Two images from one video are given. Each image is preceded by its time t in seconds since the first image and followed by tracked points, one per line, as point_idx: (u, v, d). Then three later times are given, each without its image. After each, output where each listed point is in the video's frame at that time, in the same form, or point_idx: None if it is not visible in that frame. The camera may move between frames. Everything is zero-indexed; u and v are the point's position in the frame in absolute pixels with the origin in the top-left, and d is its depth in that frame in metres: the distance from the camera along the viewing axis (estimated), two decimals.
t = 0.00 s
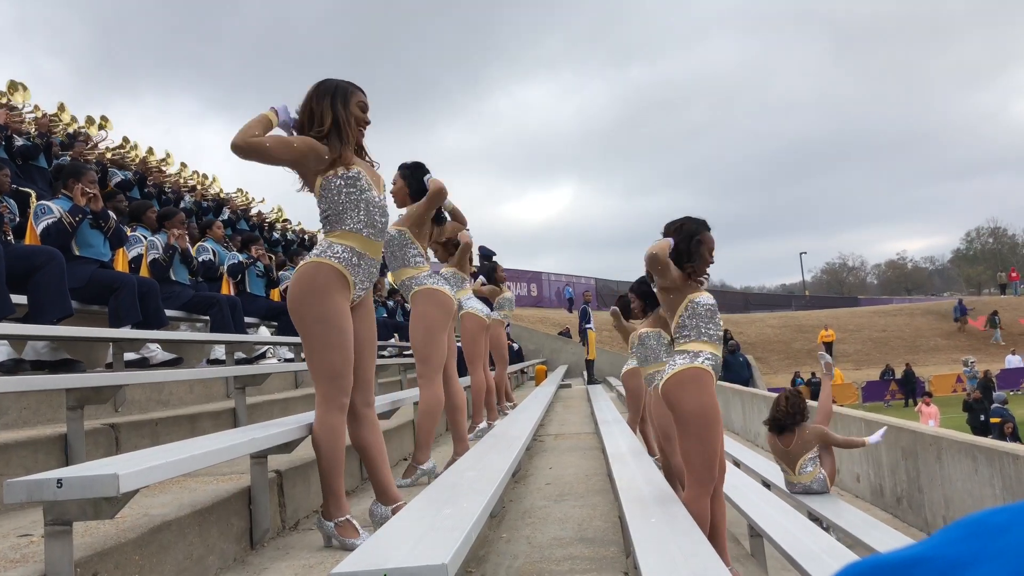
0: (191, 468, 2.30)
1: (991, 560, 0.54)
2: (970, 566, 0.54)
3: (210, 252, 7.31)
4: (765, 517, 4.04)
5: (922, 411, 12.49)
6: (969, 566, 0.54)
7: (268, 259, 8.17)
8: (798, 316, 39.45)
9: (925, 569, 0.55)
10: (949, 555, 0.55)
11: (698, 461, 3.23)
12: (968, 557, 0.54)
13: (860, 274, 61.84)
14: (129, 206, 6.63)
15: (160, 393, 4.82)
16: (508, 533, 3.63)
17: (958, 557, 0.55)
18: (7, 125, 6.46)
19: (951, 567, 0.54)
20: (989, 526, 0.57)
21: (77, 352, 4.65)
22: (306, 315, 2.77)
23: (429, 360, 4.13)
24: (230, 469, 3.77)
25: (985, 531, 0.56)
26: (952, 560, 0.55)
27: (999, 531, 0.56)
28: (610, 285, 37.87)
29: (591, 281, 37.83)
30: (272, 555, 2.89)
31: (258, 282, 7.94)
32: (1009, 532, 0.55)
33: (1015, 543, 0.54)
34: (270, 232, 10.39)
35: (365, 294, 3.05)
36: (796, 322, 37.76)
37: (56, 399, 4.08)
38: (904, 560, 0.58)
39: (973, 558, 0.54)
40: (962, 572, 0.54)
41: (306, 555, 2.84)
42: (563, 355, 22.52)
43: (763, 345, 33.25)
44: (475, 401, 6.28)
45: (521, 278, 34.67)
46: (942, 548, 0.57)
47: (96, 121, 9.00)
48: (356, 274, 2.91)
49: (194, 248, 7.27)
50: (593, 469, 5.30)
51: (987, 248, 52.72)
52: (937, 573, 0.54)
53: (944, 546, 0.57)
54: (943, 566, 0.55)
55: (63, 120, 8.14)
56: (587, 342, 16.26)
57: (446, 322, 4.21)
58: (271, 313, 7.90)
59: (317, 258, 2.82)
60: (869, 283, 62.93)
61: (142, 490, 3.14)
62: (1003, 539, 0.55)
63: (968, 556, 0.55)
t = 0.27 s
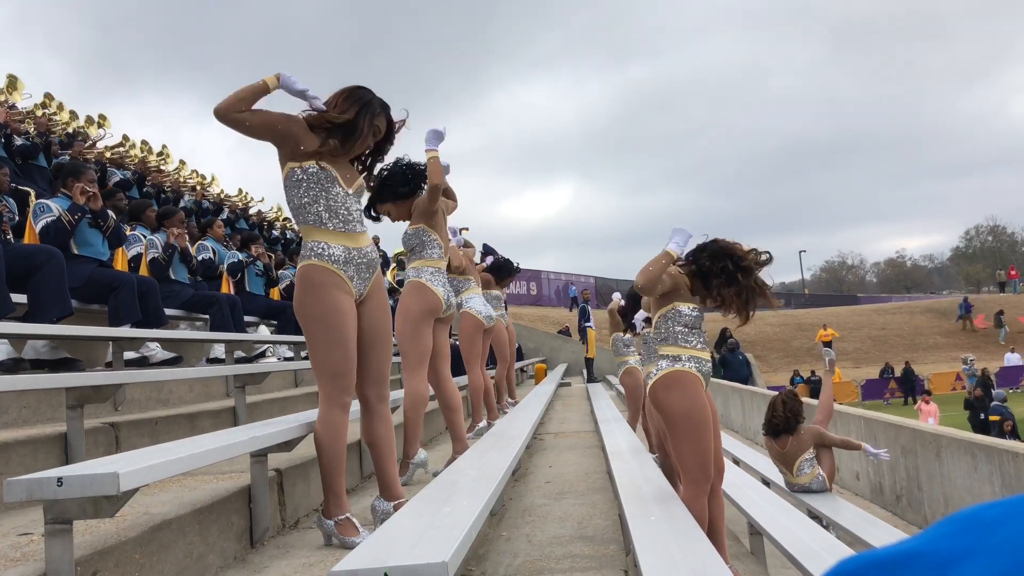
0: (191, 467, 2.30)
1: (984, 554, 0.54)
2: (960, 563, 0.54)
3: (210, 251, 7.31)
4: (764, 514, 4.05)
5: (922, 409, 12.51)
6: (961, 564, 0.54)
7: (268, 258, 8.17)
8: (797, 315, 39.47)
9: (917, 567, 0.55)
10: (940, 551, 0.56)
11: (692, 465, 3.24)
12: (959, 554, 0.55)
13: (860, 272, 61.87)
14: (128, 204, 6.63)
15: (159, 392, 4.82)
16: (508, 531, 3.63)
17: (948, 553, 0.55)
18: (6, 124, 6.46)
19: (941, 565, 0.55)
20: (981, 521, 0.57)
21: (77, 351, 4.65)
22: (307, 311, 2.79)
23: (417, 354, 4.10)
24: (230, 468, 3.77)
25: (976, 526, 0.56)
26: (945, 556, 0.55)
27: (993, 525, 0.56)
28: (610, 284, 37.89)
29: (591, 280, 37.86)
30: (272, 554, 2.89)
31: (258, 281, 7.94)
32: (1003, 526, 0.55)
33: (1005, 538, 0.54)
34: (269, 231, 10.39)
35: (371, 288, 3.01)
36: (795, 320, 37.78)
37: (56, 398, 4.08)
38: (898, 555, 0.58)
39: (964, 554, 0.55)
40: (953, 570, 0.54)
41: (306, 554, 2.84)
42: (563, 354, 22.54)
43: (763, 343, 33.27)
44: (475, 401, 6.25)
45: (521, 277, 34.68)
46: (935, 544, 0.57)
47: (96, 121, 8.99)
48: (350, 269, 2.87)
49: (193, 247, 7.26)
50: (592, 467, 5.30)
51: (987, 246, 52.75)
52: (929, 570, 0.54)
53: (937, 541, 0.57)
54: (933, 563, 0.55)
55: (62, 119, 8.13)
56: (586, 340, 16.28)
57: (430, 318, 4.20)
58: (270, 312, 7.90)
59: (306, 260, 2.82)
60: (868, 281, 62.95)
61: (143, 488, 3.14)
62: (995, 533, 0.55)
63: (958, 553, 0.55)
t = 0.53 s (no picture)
0: (193, 466, 2.30)
1: (985, 554, 0.55)
2: (962, 562, 0.55)
3: (210, 251, 7.32)
4: (764, 514, 4.05)
5: (922, 408, 12.51)
6: (963, 564, 0.54)
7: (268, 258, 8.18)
8: (797, 314, 39.47)
9: (920, 566, 0.56)
10: (944, 549, 0.56)
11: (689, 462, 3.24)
12: (961, 553, 0.55)
13: (859, 271, 61.87)
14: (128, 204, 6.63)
15: (160, 391, 4.82)
16: (508, 530, 3.63)
17: (951, 552, 0.56)
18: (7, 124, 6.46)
19: (942, 564, 0.55)
20: (984, 519, 0.57)
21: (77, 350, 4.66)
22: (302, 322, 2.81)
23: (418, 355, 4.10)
24: (231, 467, 3.77)
25: (980, 525, 0.56)
26: (945, 555, 0.55)
27: (996, 524, 0.56)
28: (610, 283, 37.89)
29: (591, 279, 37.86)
30: (273, 553, 2.89)
31: (258, 281, 7.94)
32: (1006, 525, 0.55)
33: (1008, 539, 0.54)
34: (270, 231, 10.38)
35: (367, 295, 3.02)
36: (795, 319, 37.78)
37: (57, 398, 4.08)
38: (901, 554, 0.58)
39: (967, 553, 0.55)
40: (955, 570, 0.54)
41: (307, 553, 2.84)
42: (563, 353, 22.54)
43: (763, 343, 33.27)
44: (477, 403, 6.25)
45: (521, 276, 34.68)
46: (938, 543, 0.57)
47: (98, 122, 9.00)
48: (346, 283, 2.89)
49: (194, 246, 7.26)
50: (592, 467, 5.31)
51: (986, 245, 52.76)
52: (931, 569, 0.55)
53: (940, 540, 0.58)
54: (935, 562, 0.55)
55: (63, 119, 8.13)
56: (587, 339, 16.28)
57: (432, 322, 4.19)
58: (271, 311, 7.90)
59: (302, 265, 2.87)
60: (868, 280, 62.95)
61: (143, 487, 3.14)
62: (997, 533, 0.55)
63: (961, 551, 0.55)
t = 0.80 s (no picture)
0: (193, 465, 2.30)
1: (988, 553, 0.55)
2: (967, 561, 0.55)
3: (210, 251, 7.32)
4: (764, 513, 4.05)
5: (921, 407, 12.51)
6: (967, 562, 0.55)
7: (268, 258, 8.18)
8: (796, 313, 39.51)
9: (924, 564, 0.56)
10: (948, 547, 0.56)
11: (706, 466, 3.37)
12: (966, 550, 0.55)
13: (859, 270, 61.89)
14: (128, 204, 6.63)
15: (160, 390, 4.82)
16: (508, 529, 3.63)
17: (955, 550, 0.56)
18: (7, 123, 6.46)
19: (946, 563, 0.55)
20: (990, 517, 0.57)
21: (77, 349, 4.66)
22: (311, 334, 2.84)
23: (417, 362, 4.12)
24: (230, 466, 3.77)
25: (986, 521, 0.56)
26: (949, 553, 0.56)
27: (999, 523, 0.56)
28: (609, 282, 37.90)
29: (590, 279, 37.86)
30: (273, 552, 2.89)
31: (258, 280, 7.94)
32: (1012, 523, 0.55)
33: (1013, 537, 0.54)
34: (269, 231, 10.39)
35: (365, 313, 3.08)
36: (795, 318, 37.80)
37: (56, 397, 4.08)
38: (904, 553, 0.58)
39: (971, 551, 0.55)
40: (958, 569, 0.54)
41: (307, 552, 2.84)
42: (563, 352, 22.55)
43: (762, 342, 33.28)
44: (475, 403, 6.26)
45: (521, 276, 34.71)
46: (943, 540, 0.57)
47: (99, 124, 9.01)
48: (356, 304, 3.01)
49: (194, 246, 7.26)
50: (592, 466, 5.31)
51: (986, 245, 52.79)
52: (936, 568, 0.55)
53: (946, 537, 0.57)
54: (939, 561, 0.56)
55: (64, 121, 8.13)
56: (586, 339, 16.28)
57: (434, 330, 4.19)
58: (270, 311, 7.90)
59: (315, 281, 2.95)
60: (868, 280, 62.94)
61: (143, 486, 3.14)
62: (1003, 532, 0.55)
63: (965, 548, 0.55)
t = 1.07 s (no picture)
0: (192, 464, 2.30)
1: (988, 553, 0.55)
2: (966, 561, 0.55)
3: (209, 250, 7.32)
4: (764, 512, 4.06)
5: (920, 406, 12.53)
6: (965, 563, 0.55)
7: (268, 257, 8.18)
8: (796, 312, 39.54)
9: (924, 564, 0.56)
10: (947, 547, 0.56)
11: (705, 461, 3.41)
12: (965, 551, 0.55)
13: (858, 269, 61.92)
14: (128, 203, 6.62)
15: (159, 390, 4.82)
16: (507, 528, 3.64)
17: (955, 551, 0.56)
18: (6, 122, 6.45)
19: (946, 563, 0.55)
20: (990, 517, 0.57)
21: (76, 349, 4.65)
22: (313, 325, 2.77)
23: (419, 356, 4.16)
24: (230, 466, 3.77)
25: (985, 521, 0.56)
26: (949, 552, 0.56)
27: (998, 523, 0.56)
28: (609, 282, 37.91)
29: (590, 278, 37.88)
30: (273, 551, 2.90)
31: (258, 279, 7.94)
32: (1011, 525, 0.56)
33: (1012, 538, 0.54)
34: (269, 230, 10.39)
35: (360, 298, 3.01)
36: (794, 317, 37.81)
37: (56, 396, 4.08)
38: (903, 552, 0.59)
39: (970, 552, 0.55)
40: (958, 569, 0.55)
41: (307, 551, 2.84)
42: (562, 351, 22.56)
43: (761, 341, 33.29)
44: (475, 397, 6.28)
45: (521, 275, 34.72)
46: (943, 541, 0.58)
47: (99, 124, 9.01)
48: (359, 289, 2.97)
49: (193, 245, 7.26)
50: (592, 465, 5.31)
51: (985, 244, 52.83)
52: (934, 568, 0.55)
53: (946, 538, 0.58)
54: (938, 561, 0.56)
55: (65, 121, 8.13)
56: (586, 338, 16.29)
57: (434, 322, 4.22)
58: (270, 310, 7.90)
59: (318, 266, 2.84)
60: (867, 279, 62.97)
61: (143, 486, 3.14)
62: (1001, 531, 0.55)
63: (964, 549, 0.55)
